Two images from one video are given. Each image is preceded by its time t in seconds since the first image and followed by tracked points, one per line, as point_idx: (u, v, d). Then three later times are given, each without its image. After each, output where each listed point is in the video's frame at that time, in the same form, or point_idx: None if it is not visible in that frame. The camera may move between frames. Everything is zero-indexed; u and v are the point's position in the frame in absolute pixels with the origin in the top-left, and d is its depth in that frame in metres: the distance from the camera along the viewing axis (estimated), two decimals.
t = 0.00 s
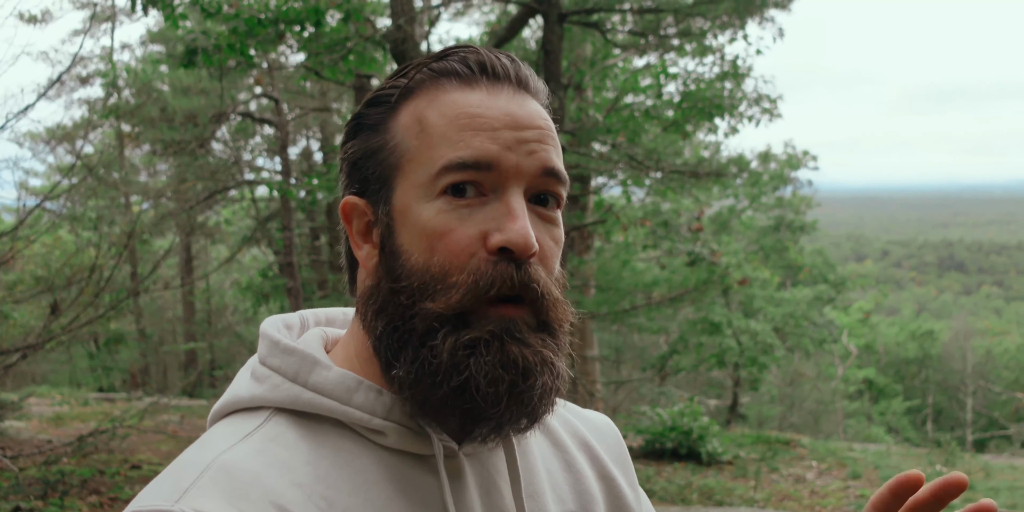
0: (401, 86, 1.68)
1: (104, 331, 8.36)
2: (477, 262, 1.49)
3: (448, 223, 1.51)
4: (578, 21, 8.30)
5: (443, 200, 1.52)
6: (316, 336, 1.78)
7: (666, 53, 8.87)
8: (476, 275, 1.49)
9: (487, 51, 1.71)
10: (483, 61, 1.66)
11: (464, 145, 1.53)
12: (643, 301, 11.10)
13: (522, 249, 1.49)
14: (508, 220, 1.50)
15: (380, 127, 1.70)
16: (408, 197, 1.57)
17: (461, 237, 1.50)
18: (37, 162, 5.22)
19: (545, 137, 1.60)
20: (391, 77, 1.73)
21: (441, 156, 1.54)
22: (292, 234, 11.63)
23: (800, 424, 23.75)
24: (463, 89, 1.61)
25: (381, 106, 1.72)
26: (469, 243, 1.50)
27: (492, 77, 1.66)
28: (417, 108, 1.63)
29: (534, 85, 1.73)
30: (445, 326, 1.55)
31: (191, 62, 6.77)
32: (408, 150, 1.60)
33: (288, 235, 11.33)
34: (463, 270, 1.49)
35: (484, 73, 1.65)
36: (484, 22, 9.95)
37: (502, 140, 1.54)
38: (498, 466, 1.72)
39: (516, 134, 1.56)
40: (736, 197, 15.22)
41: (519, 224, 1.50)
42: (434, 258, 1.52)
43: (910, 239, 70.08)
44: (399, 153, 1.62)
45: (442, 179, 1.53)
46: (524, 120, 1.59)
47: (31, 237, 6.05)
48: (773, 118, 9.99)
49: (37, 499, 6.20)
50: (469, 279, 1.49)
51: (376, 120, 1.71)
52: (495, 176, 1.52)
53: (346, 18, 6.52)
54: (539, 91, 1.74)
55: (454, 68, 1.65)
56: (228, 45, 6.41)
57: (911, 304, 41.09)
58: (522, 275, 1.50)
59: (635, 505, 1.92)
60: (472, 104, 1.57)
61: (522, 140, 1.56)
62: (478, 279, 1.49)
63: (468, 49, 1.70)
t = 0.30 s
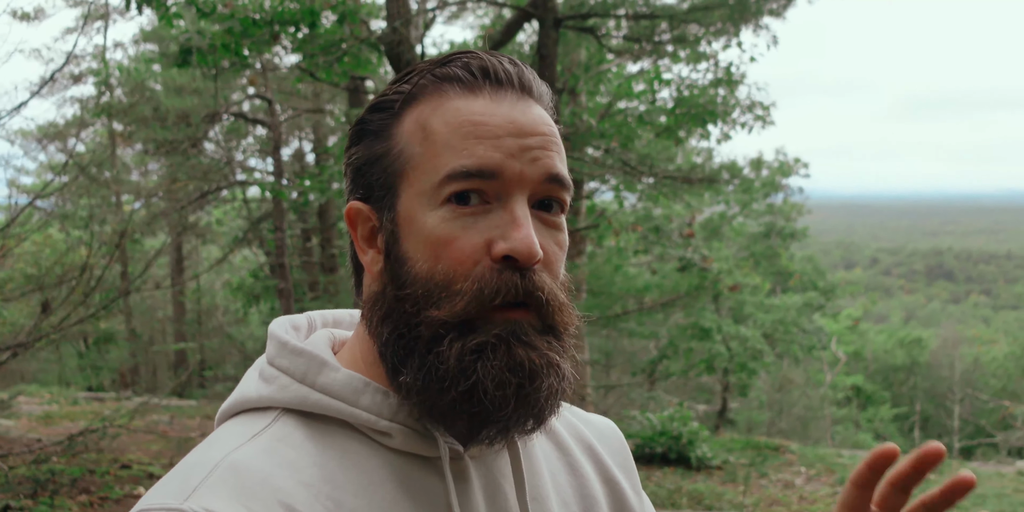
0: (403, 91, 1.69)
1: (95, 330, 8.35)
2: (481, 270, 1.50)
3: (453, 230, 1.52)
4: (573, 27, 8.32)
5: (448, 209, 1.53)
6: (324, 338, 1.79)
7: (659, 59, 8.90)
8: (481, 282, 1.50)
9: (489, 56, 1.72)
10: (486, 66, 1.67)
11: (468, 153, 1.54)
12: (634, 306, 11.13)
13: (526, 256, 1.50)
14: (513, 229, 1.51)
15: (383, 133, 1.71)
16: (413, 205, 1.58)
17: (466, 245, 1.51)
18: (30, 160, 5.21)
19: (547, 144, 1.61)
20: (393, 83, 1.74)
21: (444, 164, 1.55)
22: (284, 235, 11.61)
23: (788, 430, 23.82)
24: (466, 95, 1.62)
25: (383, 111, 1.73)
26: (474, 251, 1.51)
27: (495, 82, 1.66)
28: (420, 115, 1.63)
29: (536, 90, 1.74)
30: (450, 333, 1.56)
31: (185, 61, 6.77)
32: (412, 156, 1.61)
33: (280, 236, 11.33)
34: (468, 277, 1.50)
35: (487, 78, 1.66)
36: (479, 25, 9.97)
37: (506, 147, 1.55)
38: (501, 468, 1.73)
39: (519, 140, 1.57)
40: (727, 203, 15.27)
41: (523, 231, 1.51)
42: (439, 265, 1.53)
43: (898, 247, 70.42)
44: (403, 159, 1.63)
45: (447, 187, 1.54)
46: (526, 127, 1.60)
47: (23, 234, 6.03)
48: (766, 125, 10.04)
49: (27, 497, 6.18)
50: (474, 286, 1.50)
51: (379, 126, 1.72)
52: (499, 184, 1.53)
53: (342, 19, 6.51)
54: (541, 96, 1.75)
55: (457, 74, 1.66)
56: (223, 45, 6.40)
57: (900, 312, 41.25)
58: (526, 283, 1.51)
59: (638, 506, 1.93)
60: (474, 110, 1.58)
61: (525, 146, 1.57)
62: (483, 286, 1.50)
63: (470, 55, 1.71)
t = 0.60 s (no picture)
0: (418, 94, 1.67)
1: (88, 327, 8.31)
2: (499, 285, 1.49)
3: (469, 242, 1.50)
4: (572, 29, 8.31)
5: (464, 220, 1.51)
6: (328, 339, 1.78)
7: (657, 63, 8.90)
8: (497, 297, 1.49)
9: (505, 60, 1.70)
10: (503, 72, 1.65)
11: (486, 163, 1.53)
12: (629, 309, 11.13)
13: (542, 271, 1.50)
14: (530, 243, 1.50)
15: (397, 136, 1.69)
16: (428, 214, 1.56)
17: (482, 258, 1.50)
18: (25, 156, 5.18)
19: (565, 154, 1.60)
20: (407, 84, 1.71)
21: (462, 173, 1.54)
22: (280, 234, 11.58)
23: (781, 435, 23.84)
24: (483, 102, 1.60)
25: (398, 113, 1.70)
26: (491, 264, 1.50)
27: (513, 88, 1.65)
28: (435, 120, 1.61)
29: (552, 94, 1.72)
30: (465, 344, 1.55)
31: (183, 58, 6.74)
32: (427, 163, 1.59)
33: (276, 235, 11.30)
34: (485, 291, 1.50)
35: (505, 83, 1.64)
36: (477, 27, 9.96)
37: (525, 158, 1.54)
38: (507, 472, 1.72)
39: (538, 151, 1.56)
40: (723, 207, 15.27)
41: (541, 246, 1.50)
42: (454, 276, 1.52)
43: (892, 253, 70.56)
44: (418, 166, 1.61)
45: (463, 197, 1.52)
46: (545, 137, 1.59)
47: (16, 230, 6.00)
48: (763, 130, 10.04)
49: (19, 494, 6.15)
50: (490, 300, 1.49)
51: (393, 128, 1.70)
52: (519, 196, 1.52)
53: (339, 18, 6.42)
54: (557, 100, 1.74)
55: (473, 79, 1.64)
56: (220, 41, 6.32)
57: (893, 318, 41.33)
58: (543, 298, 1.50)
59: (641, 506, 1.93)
60: (492, 119, 1.56)
61: (544, 157, 1.56)
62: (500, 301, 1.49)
63: (487, 58, 1.69)
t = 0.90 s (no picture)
0: (414, 90, 1.68)
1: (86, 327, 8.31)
2: (487, 277, 1.49)
3: (460, 236, 1.50)
4: (570, 30, 8.31)
5: (455, 213, 1.51)
6: (327, 333, 1.78)
7: (655, 64, 8.91)
8: (487, 290, 1.48)
9: (502, 55, 1.70)
10: (498, 66, 1.65)
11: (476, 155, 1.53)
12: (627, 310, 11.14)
13: (533, 264, 1.49)
14: (519, 236, 1.49)
15: (393, 132, 1.69)
16: (420, 208, 1.57)
17: (472, 250, 1.50)
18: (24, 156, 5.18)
19: (560, 148, 1.60)
20: (405, 80, 1.72)
21: (453, 165, 1.54)
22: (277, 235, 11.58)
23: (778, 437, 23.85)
24: (478, 97, 1.60)
25: (394, 109, 1.71)
26: (481, 258, 1.49)
27: (507, 83, 1.65)
28: (430, 115, 1.62)
29: (550, 90, 1.73)
30: (454, 338, 1.55)
31: (181, 59, 6.74)
32: (421, 157, 1.60)
33: (274, 236, 11.31)
34: (474, 284, 1.49)
35: (500, 78, 1.64)
36: (474, 28, 9.97)
37: (516, 151, 1.53)
38: (504, 470, 1.72)
39: (530, 144, 1.55)
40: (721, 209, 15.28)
41: (531, 239, 1.49)
42: (445, 270, 1.52)
43: (889, 255, 70.63)
44: (412, 160, 1.61)
45: (454, 191, 1.52)
46: (538, 130, 1.58)
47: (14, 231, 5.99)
48: (761, 131, 10.05)
49: (16, 494, 6.14)
50: (479, 293, 1.49)
51: (390, 124, 1.71)
52: (508, 188, 1.52)
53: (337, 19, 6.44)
54: (556, 97, 1.74)
55: (468, 74, 1.64)
56: (219, 43, 6.34)
57: (891, 320, 41.34)
58: (533, 292, 1.50)
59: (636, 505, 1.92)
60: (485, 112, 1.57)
61: (536, 151, 1.56)
62: (489, 294, 1.48)
63: (483, 53, 1.70)
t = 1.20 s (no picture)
0: (412, 87, 1.67)
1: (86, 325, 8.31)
2: (485, 274, 1.49)
3: (457, 232, 1.50)
4: (568, 26, 8.30)
5: (452, 208, 1.51)
6: (324, 332, 1.78)
7: (654, 60, 8.90)
8: (484, 287, 1.48)
9: (499, 51, 1.70)
10: (495, 63, 1.65)
11: (473, 151, 1.52)
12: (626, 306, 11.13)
13: (530, 260, 1.49)
14: (516, 232, 1.49)
15: (390, 130, 1.69)
16: (417, 205, 1.57)
17: (470, 247, 1.49)
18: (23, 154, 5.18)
19: (557, 145, 1.59)
20: (402, 78, 1.72)
21: (450, 161, 1.54)
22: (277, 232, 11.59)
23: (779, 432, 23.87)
24: (475, 94, 1.60)
25: (391, 107, 1.71)
26: (479, 254, 1.49)
27: (505, 79, 1.65)
28: (427, 111, 1.62)
29: (547, 87, 1.72)
30: (452, 334, 1.55)
31: (179, 57, 6.74)
32: (417, 154, 1.59)
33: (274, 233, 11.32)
34: (471, 280, 1.49)
35: (496, 74, 1.64)
36: (473, 24, 9.95)
37: (512, 147, 1.53)
38: (502, 469, 1.72)
39: (527, 140, 1.55)
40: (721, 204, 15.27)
41: (528, 235, 1.49)
42: (441, 266, 1.52)
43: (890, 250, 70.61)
44: (409, 157, 1.61)
45: (452, 187, 1.52)
46: (535, 126, 1.58)
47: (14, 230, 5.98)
48: (760, 126, 10.03)
49: (18, 493, 6.14)
50: (476, 290, 1.49)
51: (386, 121, 1.70)
52: (506, 184, 1.51)
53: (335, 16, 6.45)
54: (552, 94, 1.73)
55: (465, 71, 1.64)
56: (217, 41, 6.35)
57: (892, 315, 41.32)
58: (531, 287, 1.50)
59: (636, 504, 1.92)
60: (481, 109, 1.56)
61: (533, 146, 1.56)
62: (486, 291, 1.48)
63: (480, 50, 1.69)
